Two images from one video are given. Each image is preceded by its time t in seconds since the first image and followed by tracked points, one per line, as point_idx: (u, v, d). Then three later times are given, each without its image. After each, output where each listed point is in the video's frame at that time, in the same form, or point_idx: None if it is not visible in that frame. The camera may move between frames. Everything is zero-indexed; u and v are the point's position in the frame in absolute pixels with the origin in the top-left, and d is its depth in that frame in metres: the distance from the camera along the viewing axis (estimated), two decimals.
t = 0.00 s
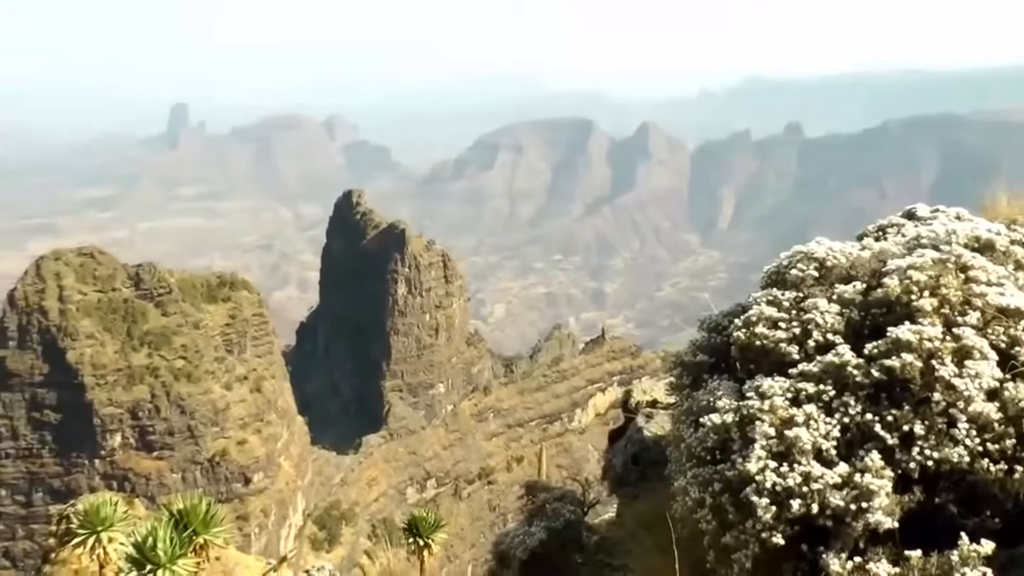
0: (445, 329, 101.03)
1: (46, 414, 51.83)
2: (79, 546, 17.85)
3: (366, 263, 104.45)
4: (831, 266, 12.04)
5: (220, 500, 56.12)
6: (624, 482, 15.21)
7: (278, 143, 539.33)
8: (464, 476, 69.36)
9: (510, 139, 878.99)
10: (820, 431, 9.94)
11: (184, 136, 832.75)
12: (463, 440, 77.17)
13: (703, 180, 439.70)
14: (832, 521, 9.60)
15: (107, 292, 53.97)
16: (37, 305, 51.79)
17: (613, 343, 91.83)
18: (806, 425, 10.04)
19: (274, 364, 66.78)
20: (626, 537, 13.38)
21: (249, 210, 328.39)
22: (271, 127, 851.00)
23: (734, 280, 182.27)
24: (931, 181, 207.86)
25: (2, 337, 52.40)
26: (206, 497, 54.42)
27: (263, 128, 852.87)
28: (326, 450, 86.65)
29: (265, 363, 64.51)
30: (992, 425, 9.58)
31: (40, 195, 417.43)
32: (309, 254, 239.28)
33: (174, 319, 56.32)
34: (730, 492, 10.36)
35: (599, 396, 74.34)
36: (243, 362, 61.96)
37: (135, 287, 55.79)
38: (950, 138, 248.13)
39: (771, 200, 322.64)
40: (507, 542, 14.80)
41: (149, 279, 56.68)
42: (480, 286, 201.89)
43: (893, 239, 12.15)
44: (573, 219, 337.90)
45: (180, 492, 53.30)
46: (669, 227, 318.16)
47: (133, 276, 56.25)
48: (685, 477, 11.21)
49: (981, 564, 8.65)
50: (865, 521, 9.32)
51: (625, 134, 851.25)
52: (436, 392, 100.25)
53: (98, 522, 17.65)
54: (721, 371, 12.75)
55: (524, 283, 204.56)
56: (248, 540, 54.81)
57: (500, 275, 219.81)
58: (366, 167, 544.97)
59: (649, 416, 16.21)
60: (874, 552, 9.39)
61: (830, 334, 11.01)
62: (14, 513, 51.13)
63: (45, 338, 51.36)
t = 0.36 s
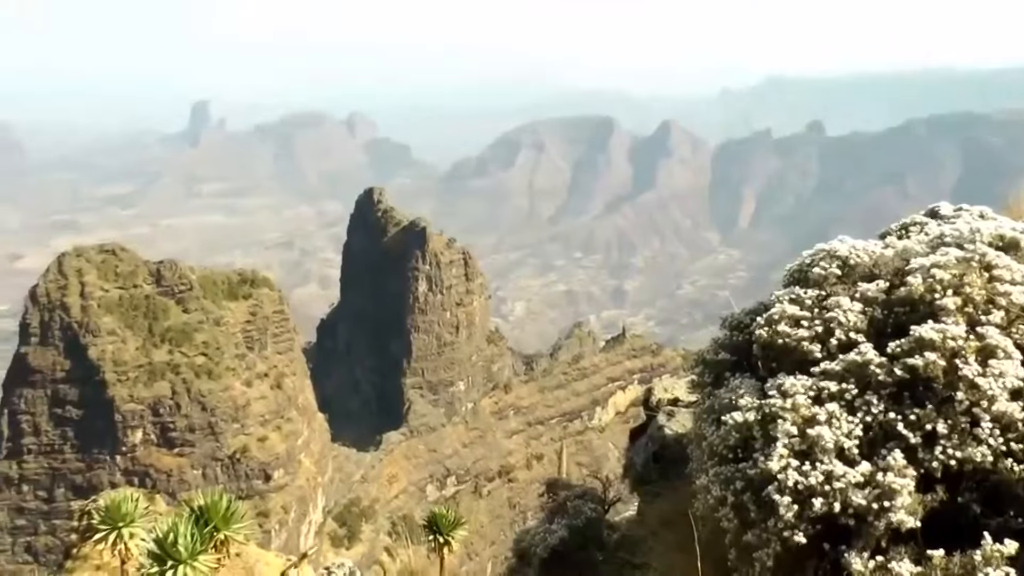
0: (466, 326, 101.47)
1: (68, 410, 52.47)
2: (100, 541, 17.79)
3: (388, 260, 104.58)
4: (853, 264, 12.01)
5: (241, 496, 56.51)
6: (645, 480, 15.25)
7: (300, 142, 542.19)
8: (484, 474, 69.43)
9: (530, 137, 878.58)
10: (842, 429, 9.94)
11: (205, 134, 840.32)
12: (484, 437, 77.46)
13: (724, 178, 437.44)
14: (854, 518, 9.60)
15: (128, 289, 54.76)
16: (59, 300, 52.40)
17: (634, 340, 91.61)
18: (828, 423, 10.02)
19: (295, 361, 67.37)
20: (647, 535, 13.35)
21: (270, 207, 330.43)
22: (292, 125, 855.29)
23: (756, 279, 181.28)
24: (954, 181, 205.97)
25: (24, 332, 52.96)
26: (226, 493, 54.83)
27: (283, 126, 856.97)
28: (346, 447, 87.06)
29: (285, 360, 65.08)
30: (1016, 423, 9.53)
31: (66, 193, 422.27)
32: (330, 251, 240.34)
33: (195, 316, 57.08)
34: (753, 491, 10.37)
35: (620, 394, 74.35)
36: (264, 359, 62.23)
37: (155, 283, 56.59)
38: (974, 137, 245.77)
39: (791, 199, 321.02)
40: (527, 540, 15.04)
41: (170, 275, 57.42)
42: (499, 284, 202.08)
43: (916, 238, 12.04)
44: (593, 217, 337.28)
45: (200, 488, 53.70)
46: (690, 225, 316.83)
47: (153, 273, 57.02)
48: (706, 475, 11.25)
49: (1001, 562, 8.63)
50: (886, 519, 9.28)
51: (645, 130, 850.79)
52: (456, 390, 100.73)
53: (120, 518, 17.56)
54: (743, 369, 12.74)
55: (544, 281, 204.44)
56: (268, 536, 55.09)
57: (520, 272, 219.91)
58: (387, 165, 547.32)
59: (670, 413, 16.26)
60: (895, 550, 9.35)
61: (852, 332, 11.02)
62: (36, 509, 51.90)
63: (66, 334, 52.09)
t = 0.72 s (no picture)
0: (485, 323, 101.69)
1: (88, 406, 53.07)
2: (121, 536, 17.93)
3: (407, 257, 104.85)
4: (876, 262, 11.96)
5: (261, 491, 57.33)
6: (665, 478, 15.28)
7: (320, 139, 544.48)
8: (503, 471, 69.55)
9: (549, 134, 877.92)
10: (862, 427, 9.93)
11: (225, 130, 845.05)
12: (503, 434, 77.68)
13: (744, 175, 435.16)
14: (875, 517, 9.59)
15: (149, 284, 55.07)
16: (80, 296, 53.03)
17: (653, 338, 91.41)
18: (849, 421, 10.01)
19: (315, 356, 67.81)
20: (668, 533, 13.37)
21: (290, 203, 332.20)
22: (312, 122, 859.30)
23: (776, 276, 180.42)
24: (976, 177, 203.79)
25: (45, 328, 53.76)
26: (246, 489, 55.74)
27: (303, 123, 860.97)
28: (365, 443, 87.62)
29: (305, 356, 65.53)
30: None
31: (89, 189, 426.42)
32: (349, 247, 241.30)
33: (215, 312, 57.45)
34: (773, 488, 10.37)
35: (640, 391, 74.23)
36: (284, 355, 62.60)
37: (175, 279, 56.84)
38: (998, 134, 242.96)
39: (811, 196, 318.97)
40: (546, 536, 15.16)
41: (190, 271, 57.65)
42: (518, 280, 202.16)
43: (939, 235, 11.95)
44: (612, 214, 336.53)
45: (221, 484, 54.50)
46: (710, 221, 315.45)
47: (174, 269, 57.28)
48: (727, 472, 11.24)
49: None
50: (907, 517, 9.30)
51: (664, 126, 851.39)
52: (475, 386, 100.87)
53: (140, 512, 17.70)
54: (764, 367, 12.74)
55: (564, 278, 204.35)
56: (288, 531, 55.49)
57: (539, 269, 219.89)
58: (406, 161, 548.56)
59: (691, 411, 16.27)
60: (915, 547, 9.36)
61: (874, 329, 11.00)
62: (58, 504, 52.66)
63: (87, 330, 52.76)
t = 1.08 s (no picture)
0: (502, 319, 101.97)
1: (106, 401, 53.83)
2: (139, 531, 18.09)
3: (424, 252, 105.03)
4: (893, 259, 11.95)
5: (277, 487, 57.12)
6: (683, 475, 15.29)
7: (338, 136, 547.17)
8: (520, 466, 69.60)
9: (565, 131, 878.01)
10: (880, 426, 9.90)
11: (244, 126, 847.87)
12: (519, 430, 77.79)
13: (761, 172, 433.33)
14: (893, 516, 9.57)
15: (166, 280, 55.61)
16: (97, 291, 53.70)
17: (670, 334, 91.17)
18: (867, 418, 10.01)
19: (332, 352, 68.22)
20: (685, 530, 13.39)
21: (308, 199, 333.99)
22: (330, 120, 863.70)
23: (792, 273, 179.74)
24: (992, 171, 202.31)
25: (62, 323, 54.53)
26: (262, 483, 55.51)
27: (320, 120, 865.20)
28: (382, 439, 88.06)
29: (322, 351, 65.98)
30: None
31: (110, 186, 430.70)
32: (366, 243, 242.47)
33: (232, 308, 57.74)
34: (791, 484, 10.39)
35: (656, 388, 74.16)
36: (301, 351, 62.97)
37: (193, 275, 57.38)
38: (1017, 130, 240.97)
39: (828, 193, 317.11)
40: (563, 533, 15.25)
41: (207, 267, 58.15)
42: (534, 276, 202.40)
43: (956, 233, 11.89)
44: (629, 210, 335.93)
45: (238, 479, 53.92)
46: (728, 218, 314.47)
47: (192, 264, 57.82)
48: (745, 470, 11.22)
49: None
50: (926, 515, 9.27)
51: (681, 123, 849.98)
52: (493, 382, 100.77)
53: (157, 507, 17.83)
54: (782, 365, 12.70)
55: (580, 274, 204.47)
56: (305, 527, 55.76)
57: (556, 266, 220.02)
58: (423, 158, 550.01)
59: (708, 408, 16.24)
60: (934, 546, 9.31)
61: (892, 326, 10.93)
62: (74, 499, 53.26)
63: (105, 325, 53.55)
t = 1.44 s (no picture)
0: (520, 316, 102.56)
1: (124, 396, 54.40)
2: (157, 525, 18.30)
3: (442, 248, 104.77)
4: (913, 255, 11.87)
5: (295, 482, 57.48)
6: (701, 472, 15.29)
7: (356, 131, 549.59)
8: (537, 462, 69.46)
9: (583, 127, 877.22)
10: (900, 423, 9.85)
11: (261, 121, 848.32)
12: (536, 426, 77.82)
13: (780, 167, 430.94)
14: (913, 513, 9.54)
15: (184, 276, 56.02)
16: (116, 286, 54.12)
17: (688, 330, 90.77)
18: (886, 414, 9.97)
19: (350, 348, 68.54)
20: (701, 526, 13.45)
21: (326, 195, 335.54)
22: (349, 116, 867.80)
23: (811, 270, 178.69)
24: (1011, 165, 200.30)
25: (82, 319, 55.18)
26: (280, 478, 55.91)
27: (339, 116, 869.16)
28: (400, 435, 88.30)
29: (339, 347, 66.34)
30: None
31: (131, 181, 435.00)
32: (383, 238, 243.51)
33: (250, 303, 58.07)
34: (810, 482, 10.39)
35: (674, 384, 73.97)
36: (318, 347, 63.35)
37: (211, 270, 57.77)
38: None
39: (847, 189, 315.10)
40: (581, 529, 15.31)
41: (226, 262, 58.47)
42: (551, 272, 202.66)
43: (977, 228, 11.81)
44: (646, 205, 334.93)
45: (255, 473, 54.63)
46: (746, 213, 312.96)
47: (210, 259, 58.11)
48: (763, 467, 11.24)
49: None
50: (944, 512, 9.27)
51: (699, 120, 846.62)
52: (510, 378, 101.25)
53: (174, 502, 18.03)
54: (800, 361, 12.67)
55: (597, 270, 204.32)
56: (323, 521, 56.15)
57: (573, 261, 220.05)
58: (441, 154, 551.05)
59: (726, 404, 16.22)
60: (953, 543, 9.33)
61: (910, 323, 10.90)
62: (93, 493, 53.97)
63: (123, 320, 53.96)
